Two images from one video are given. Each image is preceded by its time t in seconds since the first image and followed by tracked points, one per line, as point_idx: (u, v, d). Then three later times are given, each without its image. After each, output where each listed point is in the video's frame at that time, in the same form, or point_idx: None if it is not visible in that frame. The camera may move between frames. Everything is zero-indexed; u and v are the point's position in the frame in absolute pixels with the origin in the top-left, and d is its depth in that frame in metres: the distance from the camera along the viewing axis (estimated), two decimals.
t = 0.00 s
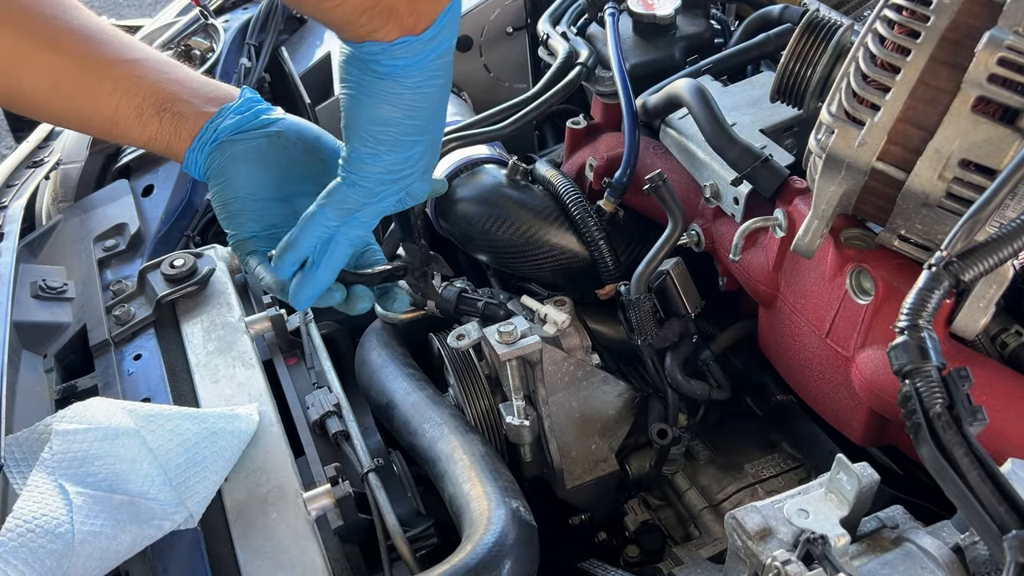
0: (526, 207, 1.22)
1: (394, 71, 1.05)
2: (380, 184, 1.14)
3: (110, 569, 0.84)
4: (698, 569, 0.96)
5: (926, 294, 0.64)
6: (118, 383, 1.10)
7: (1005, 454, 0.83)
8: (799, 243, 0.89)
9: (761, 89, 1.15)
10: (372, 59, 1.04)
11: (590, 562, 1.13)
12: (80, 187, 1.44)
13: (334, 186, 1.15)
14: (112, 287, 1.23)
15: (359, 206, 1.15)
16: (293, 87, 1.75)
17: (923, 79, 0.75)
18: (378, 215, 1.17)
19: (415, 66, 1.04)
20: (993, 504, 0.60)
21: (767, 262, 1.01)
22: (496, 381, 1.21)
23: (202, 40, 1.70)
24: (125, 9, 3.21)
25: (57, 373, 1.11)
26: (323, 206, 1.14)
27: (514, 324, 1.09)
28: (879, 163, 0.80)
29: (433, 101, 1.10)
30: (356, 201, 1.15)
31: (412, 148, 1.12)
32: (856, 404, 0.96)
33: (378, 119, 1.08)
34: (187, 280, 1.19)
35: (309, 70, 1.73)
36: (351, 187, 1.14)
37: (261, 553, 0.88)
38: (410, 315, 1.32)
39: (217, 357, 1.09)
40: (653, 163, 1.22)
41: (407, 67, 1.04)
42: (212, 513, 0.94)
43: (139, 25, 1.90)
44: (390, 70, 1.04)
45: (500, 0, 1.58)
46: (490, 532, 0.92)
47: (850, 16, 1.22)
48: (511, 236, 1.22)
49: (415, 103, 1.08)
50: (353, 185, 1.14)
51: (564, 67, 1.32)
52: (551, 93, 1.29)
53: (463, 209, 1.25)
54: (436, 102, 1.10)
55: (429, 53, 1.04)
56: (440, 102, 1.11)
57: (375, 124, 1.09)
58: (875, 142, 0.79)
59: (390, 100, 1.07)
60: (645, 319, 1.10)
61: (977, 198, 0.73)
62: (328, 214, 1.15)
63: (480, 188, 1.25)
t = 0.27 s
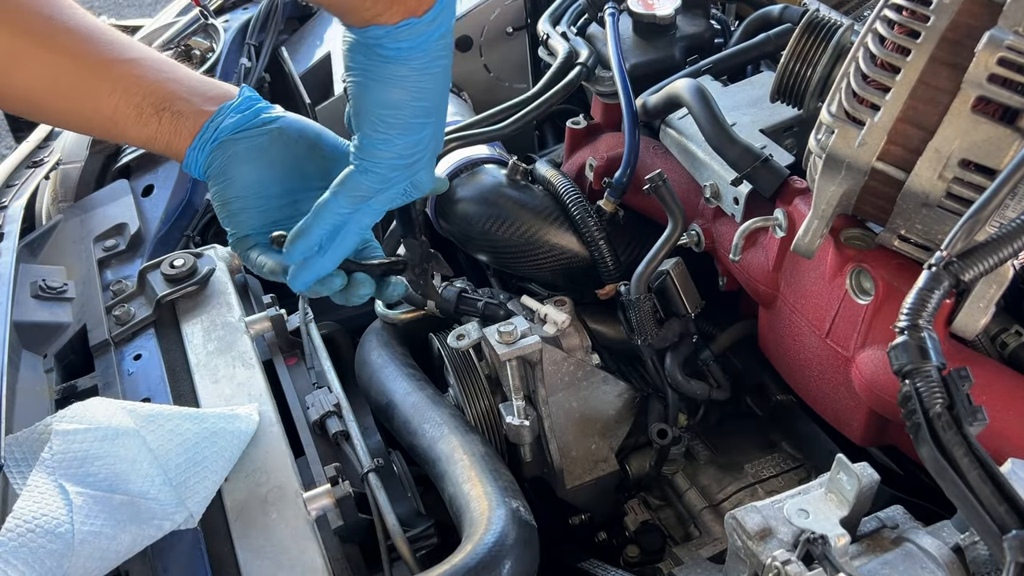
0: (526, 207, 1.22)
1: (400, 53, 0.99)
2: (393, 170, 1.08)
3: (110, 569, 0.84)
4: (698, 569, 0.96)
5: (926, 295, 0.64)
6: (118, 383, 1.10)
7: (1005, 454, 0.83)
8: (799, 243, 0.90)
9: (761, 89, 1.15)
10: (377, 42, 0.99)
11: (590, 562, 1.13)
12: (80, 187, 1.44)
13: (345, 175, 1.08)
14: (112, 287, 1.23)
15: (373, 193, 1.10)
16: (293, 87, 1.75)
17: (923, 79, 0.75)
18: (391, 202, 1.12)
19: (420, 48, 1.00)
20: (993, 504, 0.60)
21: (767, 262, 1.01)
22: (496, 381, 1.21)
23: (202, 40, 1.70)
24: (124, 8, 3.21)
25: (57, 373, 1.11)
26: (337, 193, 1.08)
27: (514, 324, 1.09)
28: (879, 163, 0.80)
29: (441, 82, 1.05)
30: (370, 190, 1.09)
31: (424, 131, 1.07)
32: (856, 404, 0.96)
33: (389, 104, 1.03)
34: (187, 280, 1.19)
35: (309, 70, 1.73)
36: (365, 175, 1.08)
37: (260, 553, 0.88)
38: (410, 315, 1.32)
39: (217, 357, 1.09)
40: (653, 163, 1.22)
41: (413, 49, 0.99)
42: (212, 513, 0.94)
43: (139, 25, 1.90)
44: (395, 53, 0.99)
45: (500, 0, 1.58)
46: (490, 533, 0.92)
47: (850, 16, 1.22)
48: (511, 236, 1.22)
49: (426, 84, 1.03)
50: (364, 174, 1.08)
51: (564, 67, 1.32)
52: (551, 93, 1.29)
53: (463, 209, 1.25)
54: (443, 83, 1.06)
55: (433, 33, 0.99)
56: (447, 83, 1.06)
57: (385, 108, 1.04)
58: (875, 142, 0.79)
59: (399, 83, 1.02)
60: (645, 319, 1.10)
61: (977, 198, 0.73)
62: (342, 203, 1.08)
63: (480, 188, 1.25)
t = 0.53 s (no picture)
0: (526, 207, 1.22)
1: (426, 36, 1.00)
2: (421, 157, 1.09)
3: (110, 569, 0.84)
4: (698, 569, 0.96)
5: (926, 294, 0.64)
6: (118, 383, 1.10)
7: (1005, 454, 0.83)
8: (799, 243, 0.90)
9: (761, 89, 1.16)
10: (404, 25, 1.00)
11: (590, 562, 1.13)
12: (80, 187, 1.44)
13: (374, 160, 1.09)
14: (112, 287, 1.23)
15: (401, 178, 1.10)
16: (293, 87, 1.75)
17: (923, 79, 0.75)
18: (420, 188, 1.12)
19: (446, 30, 1.00)
20: (993, 504, 0.60)
21: (767, 262, 1.01)
22: (496, 381, 1.21)
23: (202, 40, 1.70)
24: (125, 9, 3.21)
25: (57, 373, 1.11)
26: (364, 175, 1.09)
27: (514, 324, 1.09)
28: (879, 163, 0.80)
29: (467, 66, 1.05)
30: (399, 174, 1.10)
31: (451, 114, 1.07)
32: (856, 404, 0.96)
33: (416, 87, 1.03)
34: (187, 280, 1.19)
35: (309, 70, 1.74)
36: (394, 159, 1.09)
37: (260, 553, 0.88)
38: (410, 315, 1.32)
39: (217, 357, 1.09)
40: (653, 163, 1.22)
41: (439, 31, 1.00)
42: (212, 513, 0.94)
43: (139, 24, 1.91)
44: (421, 36, 1.00)
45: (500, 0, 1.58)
46: (490, 533, 0.92)
47: (850, 16, 1.22)
48: (511, 235, 1.22)
49: (453, 67, 1.04)
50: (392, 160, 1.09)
51: (564, 68, 1.32)
52: (551, 93, 1.29)
53: (463, 209, 1.25)
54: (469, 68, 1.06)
55: (459, 16, 1.00)
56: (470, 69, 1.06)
57: (412, 93, 1.04)
58: (875, 142, 0.79)
59: (424, 67, 1.02)
60: (645, 319, 1.10)
61: (977, 198, 0.73)
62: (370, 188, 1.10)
63: (480, 187, 1.25)
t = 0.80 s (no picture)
0: (526, 207, 1.22)
1: (408, 49, 0.97)
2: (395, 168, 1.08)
3: (110, 569, 0.84)
4: (698, 569, 0.96)
5: (926, 294, 0.64)
6: (118, 383, 1.10)
7: (1005, 454, 0.83)
8: (799, 243, 0.90)
9: (761, 89, 1.16)
10: (386, 36, 0.96)
11: (590, 562, 1.13)
12: (80, 187, 1.44)
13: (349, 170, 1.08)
14: (112, 287, 1.23)
15: (376, 190, 1.09)
16: (293, 87, 1.75)
17: (923, 79, 0.75)
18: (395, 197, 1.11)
19: (430, 42, 0.97)
20: (993, 504, 0.60)
21: (767, 262, 1.01)
22: (496, 381, 1.21)
23: (202, 40, 1.70)
24: (125, 9, 3.21)
25: (57, 373, 1.11)
26: (339, 189, 1.08)
27: (514, 324, 1.09)
28: (879, 163, 0.80)
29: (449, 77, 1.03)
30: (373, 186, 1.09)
31: (428, 126, 1.05)
32: (856, 404, 0.96)
33: (395, 101, 1.01)
34: (187, 280, 1.19)
35: (309, 70, 1.74)
36: (367, 170, 1.08)
37: (260, 553, 0.88)
38: (410, 315, 1.33)
39: (217, 357, 1.09)
40: (653, 163, 1.22)
41: (421, 44, 0.97)
42: (212, 513, 0.94)
43: (139, 24, 1.91)
44: (404, 49, 0.97)
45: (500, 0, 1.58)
46: (490, 533, 0.92)
47: (849, 16, 1.22)
48: (511, 235, 1.22)
49: (434, 80, 1.01)
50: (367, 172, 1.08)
51: (564, 68, 1.32)
52: (551, 93, 1.29)
53: (463, 209, 1.25)
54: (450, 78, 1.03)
55: (444, 29, 0.97)
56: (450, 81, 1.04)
57: (391, 106, 1.02)
58: (875, 142, 0.79)
59: (403, 81, 1.00)
60: (645, 319, 1.10)
61: (977, 198, 0.73)
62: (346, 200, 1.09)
63: (480, 188, 1.25)
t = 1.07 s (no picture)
0: (526, 207, 1.22)
1: (365, 52, 0.99)
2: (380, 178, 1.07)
3: (110, 569, 0.84)
4: (698, 569, 0.96)
5: (926, 294, 0.64)
6: (118, 383, 1.10)
7: (1005, 454, 0.83)
8: (799, 243, 0.90)
9: (761, 89, 1.16)
10: (342, 42, 0.99)
11: (590, 562, 1.13)
12: (80, 187, 1.44)
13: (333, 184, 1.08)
14: (112, 287, 1.23)
15: (367, 203, 1.08)
16: (293, 87, 1.75)
17: (923, 79, 0.75)
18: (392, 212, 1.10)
19: (387, 47, 0.99)
20: (993, 504, 0.60)
21: (767, 262, 1.01)
22: (496, 381, 1.21)
23: (202, 40, 1.70)
24: (124, 9, 3.21)
25: (57, 373, 1.11)
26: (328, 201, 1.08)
27: (514, 324, 1.09)
28: (879, 163, 0.80)
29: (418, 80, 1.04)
30: (362, 198, 1.08)
31: (404, 129, 1.05)
32: (856, 404, 0.96)
33: (362, 106, 1.02)
34: (187, 280, 1.19)
35: (309, 70, 1.74)
36: (350, 178, 1.07)
37: (260, 553, 0.88)
38: (410, 315, 1.32)
39: (217, 357, 1.09)
40: (653, 163, 1.22)
41: (378, 47, 0.99)
42: (212, 513, 0.94)
43: (139, 24, 1.91)
44: (361, 53, 0.99)
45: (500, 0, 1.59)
46: (490, 533, 0.92)
47: (849, 16, 1.22)
48: (511, 235, 1.22)
49: (400, 82, 1.02)
50: (353, 185, 1.08)
51: (564, 68, 1.32)
52: (551, 93, 1.29)
53: (463, 209, 1.25)
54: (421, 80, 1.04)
55: (400, 31, 0.99)
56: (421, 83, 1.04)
57: (359, 112, 1.03)
58: (875, 142, 0.79)
59: (367, 85, 1.01)
60: (645, 319, 1.10)
61: (977, 198, 0.73)
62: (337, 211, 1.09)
63: (480, 188, 1.25)
